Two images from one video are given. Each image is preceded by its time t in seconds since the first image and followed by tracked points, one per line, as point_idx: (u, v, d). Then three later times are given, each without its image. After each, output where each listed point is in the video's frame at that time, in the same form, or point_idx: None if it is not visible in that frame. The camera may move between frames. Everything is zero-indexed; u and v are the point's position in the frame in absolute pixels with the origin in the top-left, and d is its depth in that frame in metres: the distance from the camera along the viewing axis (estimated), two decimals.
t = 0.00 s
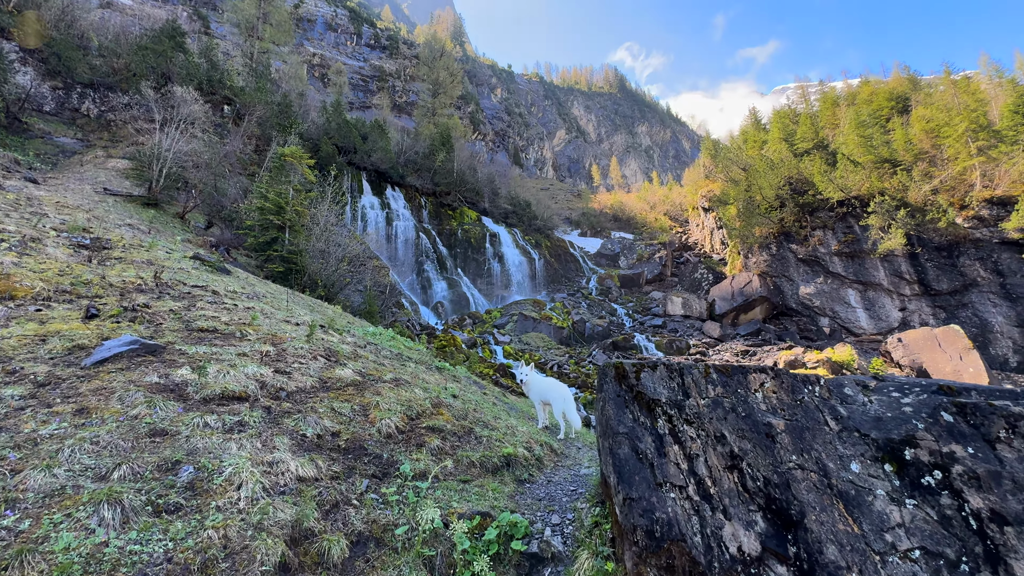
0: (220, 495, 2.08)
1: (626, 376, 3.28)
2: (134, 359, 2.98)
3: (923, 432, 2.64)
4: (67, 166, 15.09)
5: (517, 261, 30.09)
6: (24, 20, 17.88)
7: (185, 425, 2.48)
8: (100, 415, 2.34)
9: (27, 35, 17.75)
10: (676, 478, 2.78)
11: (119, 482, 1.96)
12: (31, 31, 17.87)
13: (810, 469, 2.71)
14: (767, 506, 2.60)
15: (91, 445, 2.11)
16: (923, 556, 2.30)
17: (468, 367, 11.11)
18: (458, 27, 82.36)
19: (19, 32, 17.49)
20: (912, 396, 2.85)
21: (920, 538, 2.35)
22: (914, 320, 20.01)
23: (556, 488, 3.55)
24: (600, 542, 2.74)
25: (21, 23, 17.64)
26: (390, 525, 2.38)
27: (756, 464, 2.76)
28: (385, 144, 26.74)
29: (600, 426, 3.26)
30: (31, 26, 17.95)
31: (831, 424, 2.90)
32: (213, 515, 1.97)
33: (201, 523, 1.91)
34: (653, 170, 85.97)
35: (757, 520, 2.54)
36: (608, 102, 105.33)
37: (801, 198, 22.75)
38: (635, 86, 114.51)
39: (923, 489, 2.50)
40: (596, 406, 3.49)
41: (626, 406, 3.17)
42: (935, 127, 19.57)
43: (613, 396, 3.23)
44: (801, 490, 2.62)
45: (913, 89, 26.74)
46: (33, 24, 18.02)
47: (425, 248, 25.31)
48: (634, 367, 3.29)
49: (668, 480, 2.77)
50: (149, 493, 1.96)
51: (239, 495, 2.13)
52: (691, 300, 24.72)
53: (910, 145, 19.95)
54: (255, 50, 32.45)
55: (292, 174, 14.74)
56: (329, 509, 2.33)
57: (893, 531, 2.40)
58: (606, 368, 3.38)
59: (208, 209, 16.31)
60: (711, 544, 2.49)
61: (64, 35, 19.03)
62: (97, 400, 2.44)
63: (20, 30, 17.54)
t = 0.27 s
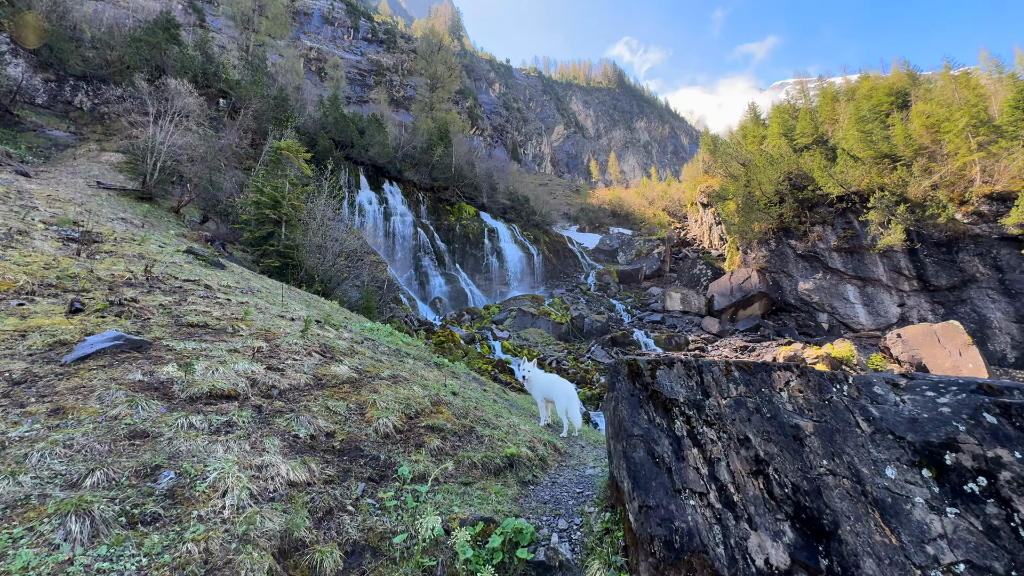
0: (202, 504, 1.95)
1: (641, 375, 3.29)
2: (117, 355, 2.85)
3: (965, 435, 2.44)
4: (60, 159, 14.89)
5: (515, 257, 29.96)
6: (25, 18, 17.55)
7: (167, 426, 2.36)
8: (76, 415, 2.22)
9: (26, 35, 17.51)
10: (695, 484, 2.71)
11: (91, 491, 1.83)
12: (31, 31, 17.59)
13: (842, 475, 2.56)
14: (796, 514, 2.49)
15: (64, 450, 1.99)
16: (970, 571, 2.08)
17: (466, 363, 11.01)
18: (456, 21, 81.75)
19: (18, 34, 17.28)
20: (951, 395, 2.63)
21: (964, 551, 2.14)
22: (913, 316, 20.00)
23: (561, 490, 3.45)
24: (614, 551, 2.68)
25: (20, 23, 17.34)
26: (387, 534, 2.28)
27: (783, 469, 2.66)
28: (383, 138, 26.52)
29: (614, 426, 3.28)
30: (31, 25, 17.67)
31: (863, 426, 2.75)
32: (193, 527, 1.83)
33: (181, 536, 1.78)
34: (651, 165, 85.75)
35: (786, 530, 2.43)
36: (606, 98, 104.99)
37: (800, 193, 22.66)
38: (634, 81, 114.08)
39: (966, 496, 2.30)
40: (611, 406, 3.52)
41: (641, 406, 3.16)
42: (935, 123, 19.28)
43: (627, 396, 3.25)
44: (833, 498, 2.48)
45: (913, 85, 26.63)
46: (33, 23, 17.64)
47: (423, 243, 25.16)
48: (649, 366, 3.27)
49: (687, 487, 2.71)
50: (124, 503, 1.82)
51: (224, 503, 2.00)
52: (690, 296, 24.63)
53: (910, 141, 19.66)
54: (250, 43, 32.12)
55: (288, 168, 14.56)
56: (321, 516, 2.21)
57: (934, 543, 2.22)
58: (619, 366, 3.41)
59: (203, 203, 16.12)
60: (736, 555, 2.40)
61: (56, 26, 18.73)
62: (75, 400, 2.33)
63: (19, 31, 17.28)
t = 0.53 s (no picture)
0: (174, 537, 1.77)
1: (657, 387, 3.11)
2: (95, 363, 2.71)
3: (1017, 459, 2.30)
4: (53, 156, 14.70)
5: (513, 255, 29.81)
6: (25, 16, 17.23)
7: (142, 443, 2.19)
8: (42, 431, 2.05)
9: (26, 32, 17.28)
10: (719, 512, 2.50)
11: (49, 522, 1.64)
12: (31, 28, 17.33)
13: (883, 504, 2.42)
14: (833, 547, 2.32)
15: (23, 472, 1.81)
16: None
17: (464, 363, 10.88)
18: (454, 19, 81.49)
19: (18, 32, 17.08)
20: (998, 416, 2.54)
21: None
22: (912, 315, 19.87)
23: (565, 506, 3.32)
24: None
25: (21, 22, 17.06)
26: (380, 561, 2.13)
27: (818, 496, 2.53)
28: (380, 136, 26.34)
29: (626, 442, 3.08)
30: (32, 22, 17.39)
31: (902, 448, 2.63)
32: (161, 565, 1.65)
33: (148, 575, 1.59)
34: (649, 164, 85.61)
35: (821, 563, 2.27)
36: (605, 96, 104.87)
37: (799, 192, 22.61)
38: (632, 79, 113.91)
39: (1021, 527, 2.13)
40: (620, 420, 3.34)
41: (657, 421, 2.97)
42: (935, 122, 19.26)
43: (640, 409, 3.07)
44: (874, 529, 2.32)
45: (912, 83, 26.58)
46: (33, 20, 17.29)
47: (421, 242, 24.99)
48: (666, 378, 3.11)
49: (710, 515, 2.49)
50: (85, 537, 1.63)
51: (199, 536, 1.82)
52: (689, 294, 24.64)
53: (909, 139, 19.55)
54: (247, 40, 31.88)
55: (284, 165, 14.38)
56: (309, 544, 2.06)
57: None
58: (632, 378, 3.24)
59: (198, 201, 15.94)
60: None
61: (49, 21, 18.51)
62: (43, 414, 2.16)
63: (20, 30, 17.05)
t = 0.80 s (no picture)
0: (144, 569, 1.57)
1: (675, 402, 3.06)
2: (72, 371, 2.56)
3: None
4: (46, 155, 14.53)
5: (511, 256, 29.69)
6: (25, 17, 17.14)
7: (117, 460, 2.01)
8: (7, 447, 1.89)
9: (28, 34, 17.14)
10: (746, 542, 2.45)
11: None
12: (32, 28, 17.23)
13: (926, 533, 2.52)
14: None
15: None
16: None
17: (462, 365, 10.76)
18: (452, 19, 81.43)
19: (19, 33, 16.93)
20: None
21: None
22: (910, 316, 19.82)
23: (571, 522, 3.24)
24: None
25: (22, 22, 16.94)
26: None
27: (857, 525, 2.58)
28: (378, 136, 26.24)
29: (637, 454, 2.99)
30: (33, 23, 17.29)
31: (943, 473, 2.80)
32: None
33: None
34: (648, 164, 85.59)
35: None
36: (603, 97, 104.89)
37: (798, 193, 22.60)
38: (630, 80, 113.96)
39: None
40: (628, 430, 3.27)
41: (674, 438, 2.91)
42: (932, 123, 19.50)
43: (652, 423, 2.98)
44: (920, 562, 2.41)
45: (909, 85, 26.64)
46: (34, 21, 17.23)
47: (419, 242, 24.89)
48: (687, 393, 3.08)
49: (736, 545, 2.44)
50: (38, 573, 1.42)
51: (173, 567, 1.62)
52: (687, 295, 24.59)
53: (907, 140, 19.77)
54: (244, 39, 31.70)
55: (281, 165, 14.26)
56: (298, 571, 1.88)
57: None
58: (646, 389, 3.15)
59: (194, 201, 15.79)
60: None
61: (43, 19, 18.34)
62: (10, 429, 2.00)
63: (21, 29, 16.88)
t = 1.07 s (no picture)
0: None
1: (696, 407, 3.16)
2: (47, 372, 2.43)
3: None
4: (39, 153, 14.36)
5: (509, 256, 29.56)
6: (25, 16, 17.38)
7: (89, 469, 1.89)
8: None
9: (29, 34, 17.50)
10: (777, 557, 2.48)
11: None
12: (33, 28, 17.54)
13: (979, 550, 2.45)
14: None
15: None
16: None
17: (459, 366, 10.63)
18: (450, 20, 81.40)
19: (19, 33, 17.26)
20: None
21: None
22: (908, 317, 19.82)
23: (578, 530, 3.16)
24: None
25: (20, 22, 17.16)
26: None
27: (902, 539, 2.52)
28: (375, 136, 26.13)
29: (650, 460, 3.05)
30: (32, 23, 17.52)
31: (993, 482, 2.73)
32: None
33: None
34: (645, 165, 85.60)
35: None
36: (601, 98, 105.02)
37: (796, 194, 22.58)
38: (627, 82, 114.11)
39: None
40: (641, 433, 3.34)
41: (695, 445, 3.00)
42: (930, 124, 19.60)
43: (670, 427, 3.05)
44: None
45: (905, 86, 26.72)
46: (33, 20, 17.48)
47: (416, 243, 24.78)
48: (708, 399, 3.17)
49: (766, 560, 2.48)
50: None
51: None
52: (685, 296, 24.54)
53: (905, 141, 19.86)
54: (240, 38, 31.54)
55: (277, 163, 14.12)
56: None
57: None
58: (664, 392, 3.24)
59: (189, 200, 15.65)
60: None
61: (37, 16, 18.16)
62: None
63: (21, 31, 17.23)
